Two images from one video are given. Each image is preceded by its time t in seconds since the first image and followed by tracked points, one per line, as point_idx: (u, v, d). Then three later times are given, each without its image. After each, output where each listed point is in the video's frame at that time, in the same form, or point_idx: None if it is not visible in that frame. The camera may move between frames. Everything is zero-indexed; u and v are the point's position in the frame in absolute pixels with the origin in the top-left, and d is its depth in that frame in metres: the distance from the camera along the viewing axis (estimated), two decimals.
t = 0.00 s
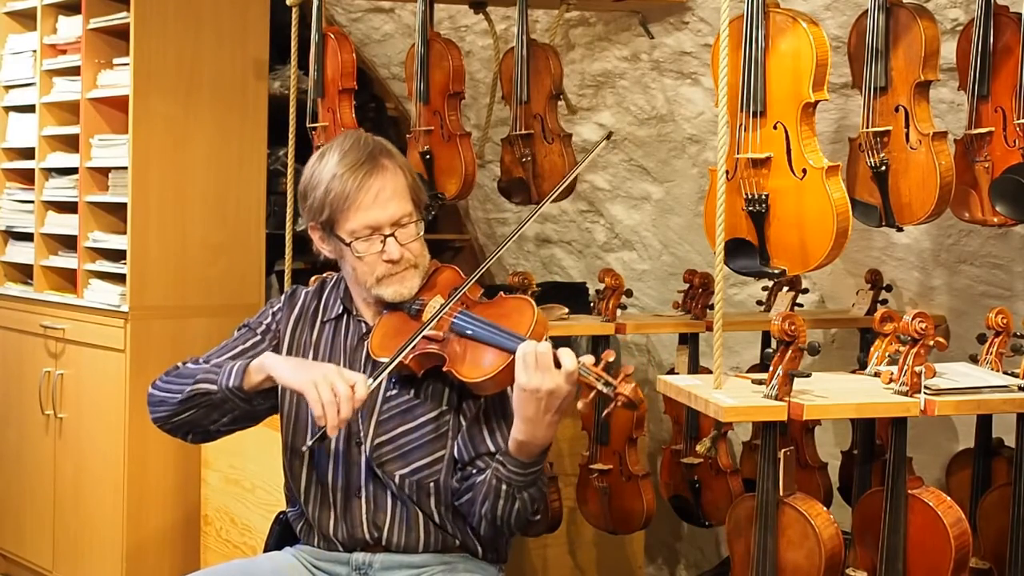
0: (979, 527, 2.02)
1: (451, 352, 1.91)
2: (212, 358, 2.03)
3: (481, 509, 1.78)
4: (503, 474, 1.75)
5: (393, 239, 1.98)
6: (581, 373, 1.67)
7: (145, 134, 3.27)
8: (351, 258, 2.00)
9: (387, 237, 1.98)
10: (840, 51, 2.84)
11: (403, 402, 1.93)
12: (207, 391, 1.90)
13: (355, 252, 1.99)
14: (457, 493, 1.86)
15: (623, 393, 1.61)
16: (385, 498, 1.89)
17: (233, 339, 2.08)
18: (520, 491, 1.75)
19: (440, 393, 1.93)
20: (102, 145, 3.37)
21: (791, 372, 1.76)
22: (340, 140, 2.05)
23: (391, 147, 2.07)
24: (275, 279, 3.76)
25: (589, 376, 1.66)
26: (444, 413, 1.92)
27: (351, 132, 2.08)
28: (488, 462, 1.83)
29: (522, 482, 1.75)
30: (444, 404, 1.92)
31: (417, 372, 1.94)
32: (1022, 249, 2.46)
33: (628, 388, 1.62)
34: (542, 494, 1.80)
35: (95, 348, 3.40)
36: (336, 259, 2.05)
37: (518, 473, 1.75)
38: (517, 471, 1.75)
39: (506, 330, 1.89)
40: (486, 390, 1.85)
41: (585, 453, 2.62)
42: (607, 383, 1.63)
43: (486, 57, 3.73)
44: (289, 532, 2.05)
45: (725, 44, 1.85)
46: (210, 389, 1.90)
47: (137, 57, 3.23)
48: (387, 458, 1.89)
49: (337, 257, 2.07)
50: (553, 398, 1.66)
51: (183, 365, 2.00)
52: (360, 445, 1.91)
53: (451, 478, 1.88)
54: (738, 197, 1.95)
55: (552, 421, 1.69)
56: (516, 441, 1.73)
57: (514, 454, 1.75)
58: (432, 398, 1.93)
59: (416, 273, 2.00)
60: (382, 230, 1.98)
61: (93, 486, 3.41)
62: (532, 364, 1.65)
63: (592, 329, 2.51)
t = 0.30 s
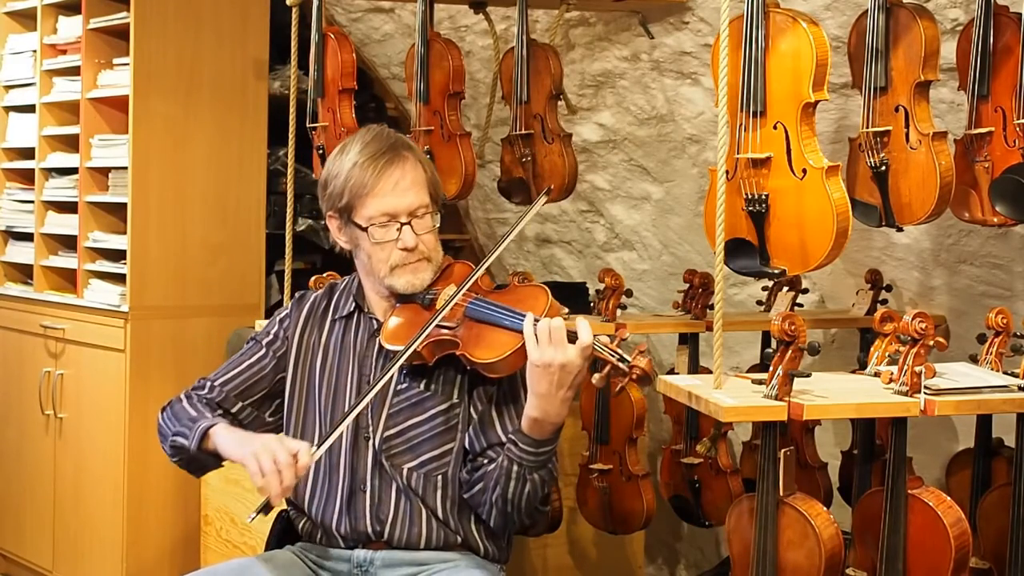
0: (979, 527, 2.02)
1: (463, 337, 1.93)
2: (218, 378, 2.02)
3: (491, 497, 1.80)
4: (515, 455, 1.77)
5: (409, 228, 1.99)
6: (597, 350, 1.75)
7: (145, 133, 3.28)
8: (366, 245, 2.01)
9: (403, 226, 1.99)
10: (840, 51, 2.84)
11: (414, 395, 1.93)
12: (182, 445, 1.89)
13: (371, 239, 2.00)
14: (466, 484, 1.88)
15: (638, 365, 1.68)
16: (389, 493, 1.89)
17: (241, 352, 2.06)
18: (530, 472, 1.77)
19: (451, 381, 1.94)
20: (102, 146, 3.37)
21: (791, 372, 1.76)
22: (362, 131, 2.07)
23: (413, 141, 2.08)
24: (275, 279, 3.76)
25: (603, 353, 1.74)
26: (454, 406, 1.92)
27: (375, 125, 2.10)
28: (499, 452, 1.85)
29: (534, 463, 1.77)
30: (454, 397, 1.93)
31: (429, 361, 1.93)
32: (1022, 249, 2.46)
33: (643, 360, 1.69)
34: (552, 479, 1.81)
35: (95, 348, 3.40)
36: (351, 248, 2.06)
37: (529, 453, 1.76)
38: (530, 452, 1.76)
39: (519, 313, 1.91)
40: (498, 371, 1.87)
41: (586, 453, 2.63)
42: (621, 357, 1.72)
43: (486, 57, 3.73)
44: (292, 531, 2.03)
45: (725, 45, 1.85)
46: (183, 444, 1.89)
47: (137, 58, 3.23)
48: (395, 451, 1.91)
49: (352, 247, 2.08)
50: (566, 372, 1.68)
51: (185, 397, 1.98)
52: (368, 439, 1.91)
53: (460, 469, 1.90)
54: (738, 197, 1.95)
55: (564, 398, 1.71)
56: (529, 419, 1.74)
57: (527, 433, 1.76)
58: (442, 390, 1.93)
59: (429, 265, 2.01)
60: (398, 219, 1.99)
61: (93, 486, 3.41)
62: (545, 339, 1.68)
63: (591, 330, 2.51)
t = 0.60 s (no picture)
0: (979, 527, 2.02)
1: (475, 344, 1.92)
2: (228, 383, 2.00)
3: (494, 505, 1.80)
4: (520, 466, 1.76)
5: (426, 231, 1.98)
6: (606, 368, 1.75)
7: (145, 133, 3.28)
8: (383, 247, 2.00)
9: (421, 229, 1.98)
10: (840, 50, 2.84)
11: (421, 397, 1.93)
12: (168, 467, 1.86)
13: (388, 241, 2.00)
14: (469, 488, 1.88)
15: (646, 385, 1.68)
16: (391, 491, 1.89)
17: (252, 354, 2.05)
18: (533, 483, 1.77)
19: (459, 386, 1.94)
20: (102, 146, 3.37)
21: (791, 372, 1.76)
22: (384, 134, 2.08)
23: (433, 145, 2.09)
24: (275, 279, 3.76)
25: (613, 371, 1.74)
26: (459, 411, 1.93)
27: (397, 128, 2.10)
28: (503, 461, 1.84)
29: (538, 474, 1.76)
30: (460, 402, 1.93)
31: (439, 367, 1.93)
32: (1021, 249, 2.46)
33: (651, 380, 1.68)
34: (556, 490, 1.80)
35: (95, 348, 3.40)
36: (369, 250, 2.06)
37: (534, 464, 1.76)
38: (534, 463, 1.76)
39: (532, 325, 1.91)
40: (506, 382, 1.87)
41: (586, 453, 2.63)
42: (630, 376, 1.73)
43: (486, 57, 3.73)
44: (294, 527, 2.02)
45: (725, 45, 1.85)
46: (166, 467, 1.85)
47: (137, 58, 3.23)
48: (399, 452, 1.91)
49: (369, 249, 2.07)
50: (574, 387, 1.67)
51: (194, 404, 1.95)
52: (373, 439, 1.91)
53: (463, 475, 1.90)
54: (738, 197, 1.95)
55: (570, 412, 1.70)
56: (535, 430, 1.73)
57: (533, 445, 1.76)
58: (449, 395, 1.93)
59: (444, 270, 2.01)
60: (416, 221, 1.99)
61: (94, 486, 3.41)
62: (556, 353, 1.67)
63: (592, 330, 2.51)
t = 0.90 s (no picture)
0: (979, 527, 2.02)
1: (481, 338, 1.92)
2: (231, 386, 2.00)
3: (498, 498, 1.80)
4: (526, 457, 1.76)
5: (430, 226, 1.99)
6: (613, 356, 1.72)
7: (144, 133, 3.27)
8: (387, 241, 2.01)
9: (424, 223, 1.99)
10: (840, 51, 2.84)
11: (426, 394, 1.94)
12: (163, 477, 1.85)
13: (392, 235, 2.01)
14: (473, 485, 1.88)
15: (655, 374, 1.66)
16: (394, 489, 1.89)
17: (256, 355, 2.05)
18: (541, 475, 1.76)
19: (464, 380, 1.95)
20: (102, 146, 3.37)
21: (791, 372, 1.76)
22: (388, 130, 2.08)
23: (437, 143, 2.09)
24: (275, 279, 3.76)
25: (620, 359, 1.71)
26: (465, 408, 1.93)
27: (400, 125, 2.11)
28: (508, 454, 1.84)
29: (545, 466, 1.76)
30: (466, 398, 1.94)
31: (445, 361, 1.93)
32: (1021, 249, 2.46)
33: (660, 369, 1.67)
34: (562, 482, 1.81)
35: (95, 348, 3.40)
36: (372, 246, 2.06)
37: (541, 456, 1.75)
38: (541, 454, 1.75)
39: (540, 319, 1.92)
40: (512, 374, 1.87)
41: (586, 453, 2.63)
42: (637, 365, 1.70)
43: (486, 57, 3.73)
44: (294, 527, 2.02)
45: (725, 45, 1.85)
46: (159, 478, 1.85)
47: (137, 58, 3.23)
48: (404, 449, 1.91)
49: (372, 245, 2.08)
50: (584, 377, 1.68)
51: (199, 407, 1.95)
52: (377, 437, 1.92)
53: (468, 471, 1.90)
54: (738, 197, 1.95)
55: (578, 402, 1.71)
56: (543, 421, 1.74)
57: (540, 435, 1.76)
58: (454, 392, 1.94)
59: (448, 265, 2.02)
60: (420, 216, 2.00)
61: (94, 486, 3.41)
62: (566, 342, 1.68)
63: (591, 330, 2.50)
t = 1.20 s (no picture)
0: (979, 527, 2.02)
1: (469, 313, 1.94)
2: (220, 373, 2.03)
3: (493, 474, 1.81)
4: (516, 424, 1.78)
5: (416, 208, 2.03)
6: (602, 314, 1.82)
7: (145, 132, 3.27)
8: (374, 226, 2.05)
9: (410, 205, 2.04)
10: (840, 51, 2.84)
11: (418, 383, 1.95)
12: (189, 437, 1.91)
13: (379, 219, 2.05)
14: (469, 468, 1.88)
15: (640, 327, 1.76)
16: (392, 483, 1.89)
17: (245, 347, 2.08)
18: (532, 442, 1.78)
19: (456, 363, 1.97)
20: (102, 145, 3.37)
21: (791, 372, 1.76)
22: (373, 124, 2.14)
23: (421, 134, 2.15)
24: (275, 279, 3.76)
25: (608, 317, 1.81)
26: (458, 394, 1.94)
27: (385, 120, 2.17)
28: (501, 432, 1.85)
29: (536, 433, 1.78)
30: (459, 384, 1.95)
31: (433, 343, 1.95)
32: (1021, 249, 2.46)
33: (646, 321, 1.77)
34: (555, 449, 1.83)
35: (95, 348, 3.40)
36: (361, 235, 2.10)
37: (531, 423, 1.77)
38: (530, 420, 1.77)
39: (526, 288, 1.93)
40: (501, 344, 1.89)
41: (586, 453, 2.62)
42: (624, 320, 1.79)
43: (486, 57, 3.73)
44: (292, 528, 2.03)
45: (725, 44, 1.85)
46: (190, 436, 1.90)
47: (137, 58, 3.22)
48: (401, 440, 1.92)
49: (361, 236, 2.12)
50: (574, 333, 1.67)
51: (189, 388, 2.00)
52: (372, 430, 1.92)
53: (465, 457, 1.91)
54: (738, 197, 1.95)
55: (567, 361, 1.71)
56: (531, 385, 1.74)
57: (529, 402, 1.77)
58: (446, 379, 1.95)
59: (434, 248, 2.05)
60: (406, 198, 2.04)
61: (93, 486, 3.41)
62: (556, 299, 1.68)
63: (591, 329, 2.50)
